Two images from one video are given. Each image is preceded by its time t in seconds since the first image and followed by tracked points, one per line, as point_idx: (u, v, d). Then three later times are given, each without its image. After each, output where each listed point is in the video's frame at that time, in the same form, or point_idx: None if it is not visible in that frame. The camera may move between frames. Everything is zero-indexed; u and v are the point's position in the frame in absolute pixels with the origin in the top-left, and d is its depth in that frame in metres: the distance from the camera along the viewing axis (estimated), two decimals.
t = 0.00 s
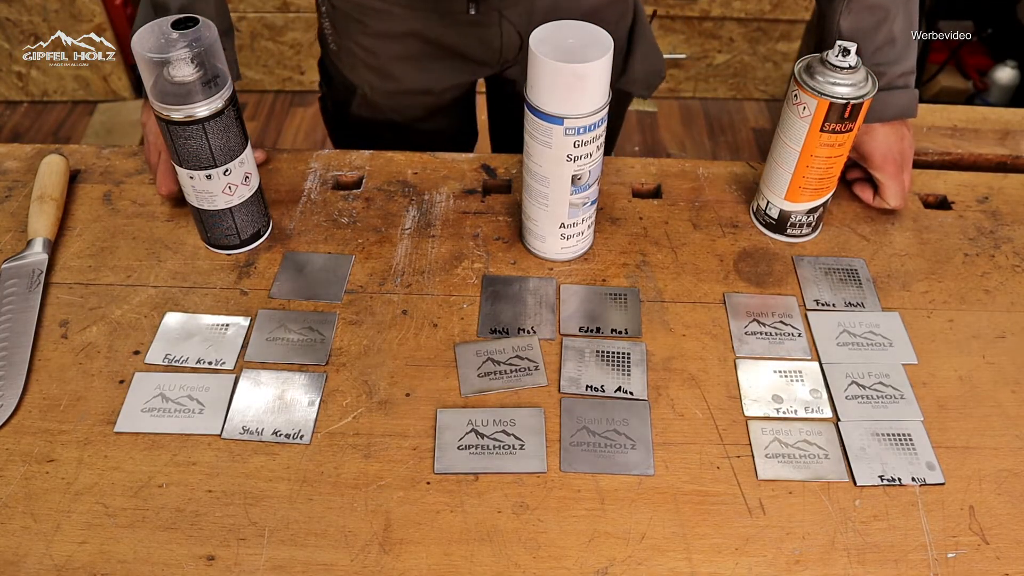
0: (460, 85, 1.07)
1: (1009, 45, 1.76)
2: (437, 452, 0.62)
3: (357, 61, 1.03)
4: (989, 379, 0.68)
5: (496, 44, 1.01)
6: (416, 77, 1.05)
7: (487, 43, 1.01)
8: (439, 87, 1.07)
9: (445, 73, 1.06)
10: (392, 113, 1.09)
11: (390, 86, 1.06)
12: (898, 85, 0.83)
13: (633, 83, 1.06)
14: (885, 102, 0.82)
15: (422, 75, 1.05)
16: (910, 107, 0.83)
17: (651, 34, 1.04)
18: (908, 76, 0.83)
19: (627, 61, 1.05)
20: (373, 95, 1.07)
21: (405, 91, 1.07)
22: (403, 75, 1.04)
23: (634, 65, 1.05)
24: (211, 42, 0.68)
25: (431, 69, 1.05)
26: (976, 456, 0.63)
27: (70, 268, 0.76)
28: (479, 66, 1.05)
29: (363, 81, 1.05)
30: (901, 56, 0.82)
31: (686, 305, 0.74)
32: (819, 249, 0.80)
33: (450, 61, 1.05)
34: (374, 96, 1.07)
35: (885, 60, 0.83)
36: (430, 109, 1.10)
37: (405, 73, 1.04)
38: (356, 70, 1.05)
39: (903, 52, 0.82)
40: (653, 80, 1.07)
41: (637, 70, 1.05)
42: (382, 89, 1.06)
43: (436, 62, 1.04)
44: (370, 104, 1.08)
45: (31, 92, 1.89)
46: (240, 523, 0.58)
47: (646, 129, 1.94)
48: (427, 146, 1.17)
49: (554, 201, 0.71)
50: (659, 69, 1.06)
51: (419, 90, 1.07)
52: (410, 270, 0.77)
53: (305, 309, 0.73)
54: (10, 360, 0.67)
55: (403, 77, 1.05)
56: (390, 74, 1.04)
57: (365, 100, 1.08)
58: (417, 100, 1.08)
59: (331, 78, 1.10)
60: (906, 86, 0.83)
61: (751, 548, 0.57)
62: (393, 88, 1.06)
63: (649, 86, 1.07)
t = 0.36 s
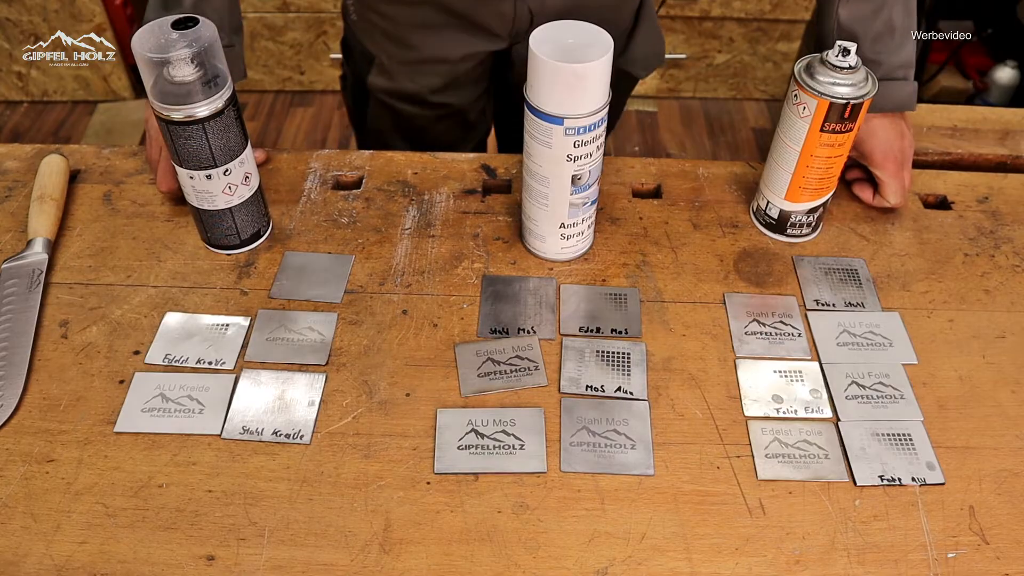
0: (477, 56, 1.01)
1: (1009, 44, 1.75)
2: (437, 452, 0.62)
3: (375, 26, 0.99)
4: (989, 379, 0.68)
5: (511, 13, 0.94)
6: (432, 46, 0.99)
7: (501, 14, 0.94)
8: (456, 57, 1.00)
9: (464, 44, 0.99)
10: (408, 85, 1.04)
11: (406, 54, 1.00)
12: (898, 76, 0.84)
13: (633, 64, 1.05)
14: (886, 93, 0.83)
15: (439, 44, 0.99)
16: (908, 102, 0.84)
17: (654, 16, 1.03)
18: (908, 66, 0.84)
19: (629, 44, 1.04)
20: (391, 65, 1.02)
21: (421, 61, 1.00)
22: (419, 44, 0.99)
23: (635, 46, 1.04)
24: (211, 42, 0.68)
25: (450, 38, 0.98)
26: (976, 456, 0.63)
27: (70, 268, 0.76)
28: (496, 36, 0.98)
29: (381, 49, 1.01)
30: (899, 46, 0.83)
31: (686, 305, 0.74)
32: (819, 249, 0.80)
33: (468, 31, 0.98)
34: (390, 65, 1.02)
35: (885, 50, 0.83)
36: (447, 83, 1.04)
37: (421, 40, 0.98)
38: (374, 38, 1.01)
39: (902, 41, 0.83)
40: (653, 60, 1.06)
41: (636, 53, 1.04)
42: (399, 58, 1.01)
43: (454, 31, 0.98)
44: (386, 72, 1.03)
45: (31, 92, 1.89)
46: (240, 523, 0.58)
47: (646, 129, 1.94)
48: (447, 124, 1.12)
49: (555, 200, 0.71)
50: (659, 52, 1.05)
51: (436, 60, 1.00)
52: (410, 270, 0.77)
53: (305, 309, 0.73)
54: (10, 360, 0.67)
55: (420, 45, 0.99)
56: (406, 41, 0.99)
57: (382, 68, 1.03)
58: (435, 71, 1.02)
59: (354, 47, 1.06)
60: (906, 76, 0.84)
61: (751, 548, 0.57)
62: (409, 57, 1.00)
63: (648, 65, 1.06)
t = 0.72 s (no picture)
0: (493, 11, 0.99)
1: (1009, 44, 1.75)
2: (437, 452, 0.62)
3: None
4: (989, 379, 0.68)
5: None
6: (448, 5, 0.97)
7: None
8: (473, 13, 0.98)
9: None
10: (427, 49, 1.01)
11: (424, 14, 0.97)
12: (887, 51, 0.84)
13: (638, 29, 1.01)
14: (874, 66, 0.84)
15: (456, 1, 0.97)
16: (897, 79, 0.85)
17: None
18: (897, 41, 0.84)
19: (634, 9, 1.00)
20: (408, 29, 0.99)
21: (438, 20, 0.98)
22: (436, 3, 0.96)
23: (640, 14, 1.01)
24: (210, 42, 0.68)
25: None
26: (976, 456, 0.63)
27: (70, 268, 0.76)
28: None
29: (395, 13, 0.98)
30: (890, 19, 0.83)
31: (686, 305, 0.74)
32: (819, 249, 0.80)
33: None
34: (407, 28, 0.99)
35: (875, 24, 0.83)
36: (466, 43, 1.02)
37: None
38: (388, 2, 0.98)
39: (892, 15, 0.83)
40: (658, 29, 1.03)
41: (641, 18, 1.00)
42: (416, 19, 0.98)
43: None
44: (403, 37, 1.00)
45: (31, 92, 1.89)
46: (240, 523, 0.58)
47: (646, 129, 1.94)
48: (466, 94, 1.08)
49: (555, 200, 0.71)
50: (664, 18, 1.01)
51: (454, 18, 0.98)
52: (410, 270, 0.77)
53: (305, 309, 0.73)
54: (10, 360, 0.67)
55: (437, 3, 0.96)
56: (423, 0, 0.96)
57: (399, 34, 1.00)
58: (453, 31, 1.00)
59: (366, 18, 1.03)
60: (895, 51, 0.84)
61: (751, 548, 0.57)
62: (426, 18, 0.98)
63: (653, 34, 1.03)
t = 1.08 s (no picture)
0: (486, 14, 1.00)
1: (1009, 44, 1.75)
2: (437, 452, 0.62)
3: None
4: (989, 379, 0.68)
5: None
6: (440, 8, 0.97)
7: None
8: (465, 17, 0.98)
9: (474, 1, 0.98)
10: (419, 52, 1.01)
11: (416, 17, 0.98)
12: (885, 46, 0.84)
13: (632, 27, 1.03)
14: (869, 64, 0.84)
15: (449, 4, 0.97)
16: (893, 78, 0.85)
17: None
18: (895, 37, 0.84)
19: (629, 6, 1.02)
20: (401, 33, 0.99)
21: (431, 24, 0.98)
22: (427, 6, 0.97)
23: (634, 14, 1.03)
24: (210, 42, 0.68)
25: None
26: (976, 456, 0.63)
27: (70, 268, 0.76)
28: None
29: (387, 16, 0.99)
30: (889, 12, 0.83)
31: (686, 305, 0.74)
32: (819, 249, 0.80)
33: None
34: (400, 33, 0.99)
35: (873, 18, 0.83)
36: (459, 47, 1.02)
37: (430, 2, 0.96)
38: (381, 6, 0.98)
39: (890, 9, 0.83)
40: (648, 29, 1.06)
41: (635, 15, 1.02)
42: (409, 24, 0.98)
43: None
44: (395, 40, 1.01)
45: (31, 92, 1.89)
46: (240, 523, 0.58)
47: (646, 129, 1.94)
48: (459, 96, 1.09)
49: (554, 200, 0.71)
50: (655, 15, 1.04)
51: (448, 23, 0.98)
52: (410, 270, 0.77)
53: (305, 309, 0.73)
54: (10, 360, 0.67)
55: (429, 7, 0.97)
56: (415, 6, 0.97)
57: (391, 37, 1.00)
58: (445, 34, 1.00)
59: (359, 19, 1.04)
60: (892, 47, 0.85)
61: (751, 548, 0.57)
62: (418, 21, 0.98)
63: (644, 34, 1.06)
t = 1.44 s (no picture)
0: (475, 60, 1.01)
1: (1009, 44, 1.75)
2: (437, 452, 0.62)
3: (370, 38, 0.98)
4: (989, 379, 0.68)
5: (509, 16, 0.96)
6: (431, 54, 0.99)
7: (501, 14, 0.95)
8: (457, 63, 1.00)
9: (465, 48, 0.99)
10: (410, 97, 1.04)
11: (406, 66, 1.00)
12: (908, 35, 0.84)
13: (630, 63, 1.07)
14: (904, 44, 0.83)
15: (441, 52, 0.99)
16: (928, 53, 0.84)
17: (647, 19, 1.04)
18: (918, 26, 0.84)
19: (628, 40, 1.05)
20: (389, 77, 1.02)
21: (422, 70, 1.00)
22: (418, 53, 0.98)
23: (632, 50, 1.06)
24: (211, 42, 0.68)
25: (451, 46, 0.99)
26: (976, 456, 0.63)
27: (70, 268, 0.76)
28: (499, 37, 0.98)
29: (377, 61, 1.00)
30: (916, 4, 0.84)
31: (686, 305, 0.74)
32: (819, 249, 0.80)
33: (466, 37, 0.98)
34: (389, 78, 1.02)
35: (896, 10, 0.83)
36: (450, 91, 1.04)
37: (422, 49, 0.98)
38: (370, 51, 1.00)
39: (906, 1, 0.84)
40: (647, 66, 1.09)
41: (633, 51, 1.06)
42: (397, 70, 1.00)
43: (455, 38, 0.98)
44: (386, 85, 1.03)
45: (31, 92, 1.89)
46: (240, 523, 0.58)
47: (646, 129, 1.94)
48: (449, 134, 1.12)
49: (554, 200, 0.71)
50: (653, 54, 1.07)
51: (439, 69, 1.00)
52: (410, 270, 0.77)
53: (305, 309, 0.73)
54: (10, 360, 0.67)
55: (419, 55, 0.98)
56: (404, 52, 0.98)
57: (380, 82, 1.03)
58: (436, 79, 1.02)
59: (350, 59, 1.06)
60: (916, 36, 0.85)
61: (751, 548, 0.57)
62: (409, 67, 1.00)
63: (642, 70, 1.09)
